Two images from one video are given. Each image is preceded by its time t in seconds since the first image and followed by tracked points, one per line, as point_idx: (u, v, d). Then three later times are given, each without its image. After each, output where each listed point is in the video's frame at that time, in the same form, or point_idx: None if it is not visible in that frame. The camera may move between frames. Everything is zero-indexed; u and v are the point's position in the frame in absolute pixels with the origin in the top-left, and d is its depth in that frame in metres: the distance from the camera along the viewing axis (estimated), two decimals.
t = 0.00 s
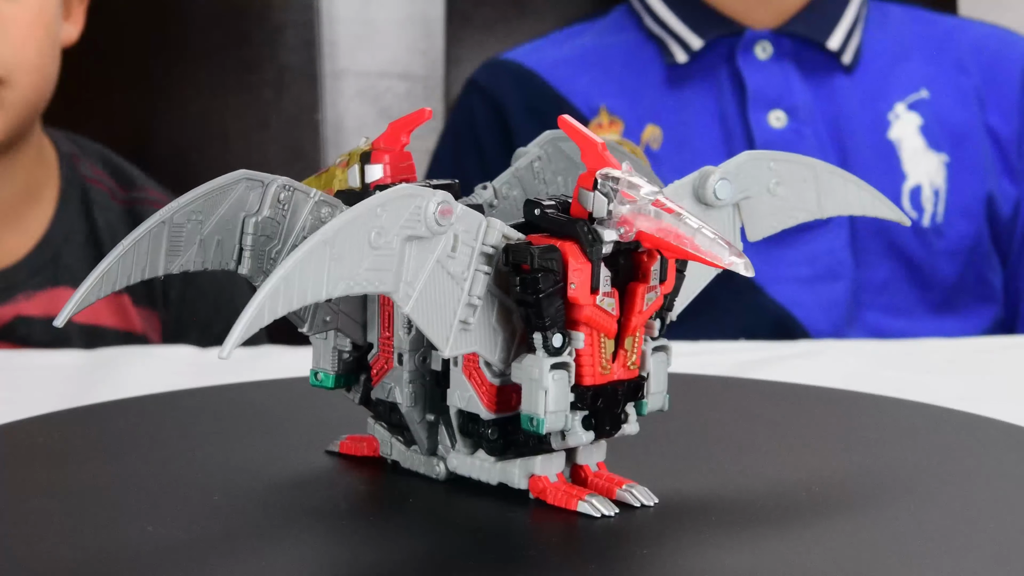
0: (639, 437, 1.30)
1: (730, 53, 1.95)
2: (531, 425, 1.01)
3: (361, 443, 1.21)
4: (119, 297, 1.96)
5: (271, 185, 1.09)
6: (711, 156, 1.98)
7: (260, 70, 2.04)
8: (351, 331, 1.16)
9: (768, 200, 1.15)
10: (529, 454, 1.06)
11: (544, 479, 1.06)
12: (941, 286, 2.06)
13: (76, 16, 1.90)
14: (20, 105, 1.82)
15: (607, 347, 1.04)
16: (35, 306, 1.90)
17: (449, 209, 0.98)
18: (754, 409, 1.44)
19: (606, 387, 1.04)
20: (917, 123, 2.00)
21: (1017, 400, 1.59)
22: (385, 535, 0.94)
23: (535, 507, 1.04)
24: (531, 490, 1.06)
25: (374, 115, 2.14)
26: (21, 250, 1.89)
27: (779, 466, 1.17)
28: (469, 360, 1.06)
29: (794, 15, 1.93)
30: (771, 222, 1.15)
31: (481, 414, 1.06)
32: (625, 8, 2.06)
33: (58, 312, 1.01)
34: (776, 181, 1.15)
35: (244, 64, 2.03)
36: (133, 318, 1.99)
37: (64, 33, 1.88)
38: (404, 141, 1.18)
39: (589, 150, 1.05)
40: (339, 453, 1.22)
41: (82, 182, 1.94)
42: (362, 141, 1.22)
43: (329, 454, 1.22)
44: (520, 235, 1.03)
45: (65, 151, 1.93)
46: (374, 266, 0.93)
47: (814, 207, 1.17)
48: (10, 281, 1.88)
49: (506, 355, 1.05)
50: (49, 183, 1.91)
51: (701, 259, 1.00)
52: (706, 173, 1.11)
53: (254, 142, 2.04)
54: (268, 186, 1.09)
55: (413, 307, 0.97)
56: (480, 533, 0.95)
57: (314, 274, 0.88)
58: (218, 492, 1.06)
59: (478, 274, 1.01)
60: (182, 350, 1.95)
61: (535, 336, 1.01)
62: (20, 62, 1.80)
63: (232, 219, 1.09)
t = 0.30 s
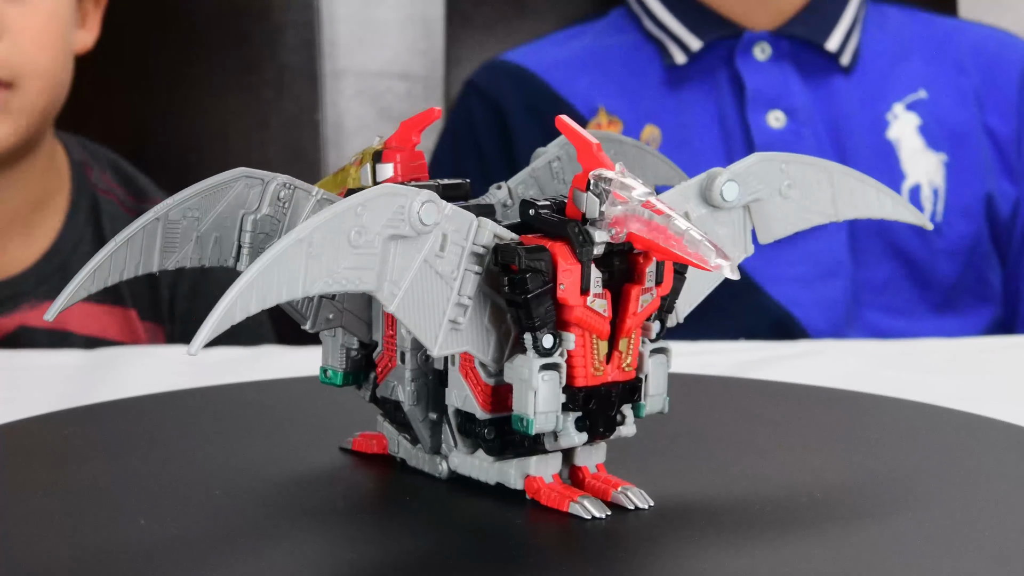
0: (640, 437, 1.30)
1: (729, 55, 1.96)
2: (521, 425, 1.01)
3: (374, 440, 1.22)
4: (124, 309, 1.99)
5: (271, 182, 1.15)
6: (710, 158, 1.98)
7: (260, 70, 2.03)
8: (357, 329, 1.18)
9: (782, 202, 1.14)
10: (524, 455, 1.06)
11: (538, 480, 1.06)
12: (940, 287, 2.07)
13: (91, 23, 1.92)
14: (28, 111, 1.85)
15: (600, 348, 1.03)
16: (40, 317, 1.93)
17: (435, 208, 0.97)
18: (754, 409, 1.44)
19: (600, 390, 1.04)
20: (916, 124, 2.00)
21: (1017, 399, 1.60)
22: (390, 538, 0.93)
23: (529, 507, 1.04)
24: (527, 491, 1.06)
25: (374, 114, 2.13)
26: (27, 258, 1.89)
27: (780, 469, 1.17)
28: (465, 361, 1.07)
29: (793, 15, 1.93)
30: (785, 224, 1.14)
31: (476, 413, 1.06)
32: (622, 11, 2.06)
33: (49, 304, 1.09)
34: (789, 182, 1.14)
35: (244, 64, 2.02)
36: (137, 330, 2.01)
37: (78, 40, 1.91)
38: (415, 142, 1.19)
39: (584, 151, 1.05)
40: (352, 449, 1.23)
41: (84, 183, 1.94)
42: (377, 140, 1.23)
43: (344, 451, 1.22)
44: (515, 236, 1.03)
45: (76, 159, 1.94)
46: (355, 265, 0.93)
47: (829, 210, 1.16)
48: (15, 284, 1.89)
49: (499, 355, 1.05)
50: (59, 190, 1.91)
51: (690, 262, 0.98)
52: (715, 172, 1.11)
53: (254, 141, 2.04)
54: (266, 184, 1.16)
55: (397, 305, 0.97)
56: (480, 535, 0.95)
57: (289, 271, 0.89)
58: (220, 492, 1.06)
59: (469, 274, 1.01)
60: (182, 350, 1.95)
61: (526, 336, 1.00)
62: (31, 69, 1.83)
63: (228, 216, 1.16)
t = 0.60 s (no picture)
0: (640, 438, 1.30)
1: (727, 54, 1.97)
2: (511, 425, 1.01)
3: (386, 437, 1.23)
4: (126, 290, 1.97)
5: (274, 180, 1.18)
6: (707, 156, 1.98)
7: (260, 70, 2.03)
8: (363, 327, 1.19)
9: (792, 205, 1.13)
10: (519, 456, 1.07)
11: (533, 481, 1.06)
12: (939, 287, 2.07)
13: (98, 14, 1.91)
14: (39, 116, 1.88)
15: (593, 350, 1.03)
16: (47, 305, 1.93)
17: (421, 207, 0.98)
18: (753, 409, 1.44)
19: (592, 391, 1.03)
20: (913, 126, 1.99)
21: (1016, 399, 1.60)
22: (392, 537, 0.93)
23: (524, 508, 1.04)
24: (522, 492, 1.06)
25: (374, 115, 2.13)
26: (34, 248, 1.90)
27: (779, 470, 1.17)
28: (461, 362, 1.08)
29: (791, 15, 1.94)
30: (795, 227, 1.13)
31: (472, 413, 1.07)
32: (622, 9, 2.07)
33: (44, 296, 1.14)
34: (799, 183, 1.13)
35: (244, 64, 2.02)
36: (140, 312, 1.99)
37: (85, 32, 1.90)
38: (428, 143, 1.19)
39: (579, 152, 1.04)
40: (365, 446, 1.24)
41: (84, 183, 1.94)
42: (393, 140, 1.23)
43: (358, 449, 1.24)
44: (507, 237, 1.03)
45: (81, 146, 1.94)
46: (336, 263, 0.94)
47: (844, 213, 1.15)
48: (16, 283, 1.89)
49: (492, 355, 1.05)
50: (66, 181, 1.92)
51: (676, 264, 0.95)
52: (721, 174, 1.11)
53: (254, 142, 2.04)
54: (269, 182, 1.19)
55: (383, 305, 0.98)
56: (479, 535, 0.95)
57: (266, 269, 0.90)
58: (221, 492, 1.06)
59: (459, 273, 1.01)
60: (181, 350, 1.95)
61: (515, 337, 1.00)
62: (42, 73, 1.86)
63: (228, 214, 1.20)
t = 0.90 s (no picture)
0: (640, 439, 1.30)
1: (726, 52, 1.96)
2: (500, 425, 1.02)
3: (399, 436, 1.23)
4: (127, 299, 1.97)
5: (277, 178, 1.19)
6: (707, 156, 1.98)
7: (260, 70, 2.02)
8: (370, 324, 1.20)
9: (800, 207, 1.13)
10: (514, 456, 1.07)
11: (527, 481, 1.06)
12: (939, 285, 2.07)
13: (93, 14, 1.90)
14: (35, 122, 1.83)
15: (584, 351, 1.02)
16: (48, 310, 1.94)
17: (407, 207, 0.98)
18: (754, 410, 1.44)
19: (583, 393, 1.03)
20: (913, 122, 2.00)
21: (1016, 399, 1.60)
22: (394, 539, 0.93)
23: (519, 508, 1.04)
24: (517, 492, 1.06)
25: (374, 114, 2.14)
26: (34, 255, 1.89)
27: (780, 471, 1.17)
28: (458, 362, 1.08)
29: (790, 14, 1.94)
30: (804, 229, 1.13)
31: (468, 413, 1.08)
32: (621, 9, 2.07)
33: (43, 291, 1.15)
34: (807, 186, 1.13)
35: (243, 64, 2.01)
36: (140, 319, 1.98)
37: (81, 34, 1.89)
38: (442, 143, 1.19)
39: (573, 151, 1.03)
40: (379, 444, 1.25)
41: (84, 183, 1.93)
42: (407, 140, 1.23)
43: (372, 446, 1.25)
44: (499, 237, 1.02)
45: (82, 152, 1.94)
46: (319, 261, 0.94)
47: (855, 216, 1.14)
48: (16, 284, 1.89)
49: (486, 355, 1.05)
50: (64, 187, 1.90)
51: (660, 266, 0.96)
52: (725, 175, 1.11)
53: (254, 141, 2.03)
54: (272, 180, 1.19)
55: (369, 303, 0.98)
56: (481, 537, 0.95)
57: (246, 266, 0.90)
58: (223, 493, 1.06)
59: (448, 272, 1.01)
60: (182, 350, 1.95)
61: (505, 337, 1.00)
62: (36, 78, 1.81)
63: (229, 212, 1.20)
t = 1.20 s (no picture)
0: (640, 440, 1.30)
1: (726, 50, 1.96)
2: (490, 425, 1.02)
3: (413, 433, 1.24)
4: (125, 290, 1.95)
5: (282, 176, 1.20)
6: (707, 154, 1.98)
7: (259, 70, 2.02)
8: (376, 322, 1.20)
9: (808, 210, 1.12)
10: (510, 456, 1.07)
11: (521, 482, 1.06)
12: (940, 282, 2.07)
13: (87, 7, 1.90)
14: (29, 109, 1.82)
15: (575, 352, 1.02)
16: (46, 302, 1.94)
17: (395, 207, 0.98)
18: (753, 411, 1.44)
19: (574, 394, 1.03)
20: (915, 118, 2.00)
21: (1015, 399, 1.60)
22: (392, 539, 0.93)
23: (513, 507, 1.04)
24: (512, 492, 1.06)
25: (374, 114, 2.14)
26: (30, 245, 1.89)
27: (778, 472, 1.17)
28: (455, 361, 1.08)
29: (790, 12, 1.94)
30: (810, 231, 1.12)
31: (465, 413, 1.08)
32: (621, 8, 2.07)
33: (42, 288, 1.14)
34: (815, 189, 1.12)
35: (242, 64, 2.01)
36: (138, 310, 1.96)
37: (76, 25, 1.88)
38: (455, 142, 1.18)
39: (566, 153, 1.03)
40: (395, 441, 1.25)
41: (83, 182, 1.93)
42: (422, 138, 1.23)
43: (388, 445, 1.24)
44: (491, 237, 1.03)
45: (78, 145, 1.94)
46: (303, 258, 0.94)
47: (866, 219, 1.13)
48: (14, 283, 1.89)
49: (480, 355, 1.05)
50: (58, 178, 1.91)
51: (643, 267, 0.94)
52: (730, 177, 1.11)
53: (254, 141, 2.04)
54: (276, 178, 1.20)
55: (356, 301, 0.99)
56: (479, 537, 0.95)
57: (227, 263, 0.90)
58: (221, 491, 1.06)
59: (438, 271, 1.02)
60: (181, 349, 1.95)
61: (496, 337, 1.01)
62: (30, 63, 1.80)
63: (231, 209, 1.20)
